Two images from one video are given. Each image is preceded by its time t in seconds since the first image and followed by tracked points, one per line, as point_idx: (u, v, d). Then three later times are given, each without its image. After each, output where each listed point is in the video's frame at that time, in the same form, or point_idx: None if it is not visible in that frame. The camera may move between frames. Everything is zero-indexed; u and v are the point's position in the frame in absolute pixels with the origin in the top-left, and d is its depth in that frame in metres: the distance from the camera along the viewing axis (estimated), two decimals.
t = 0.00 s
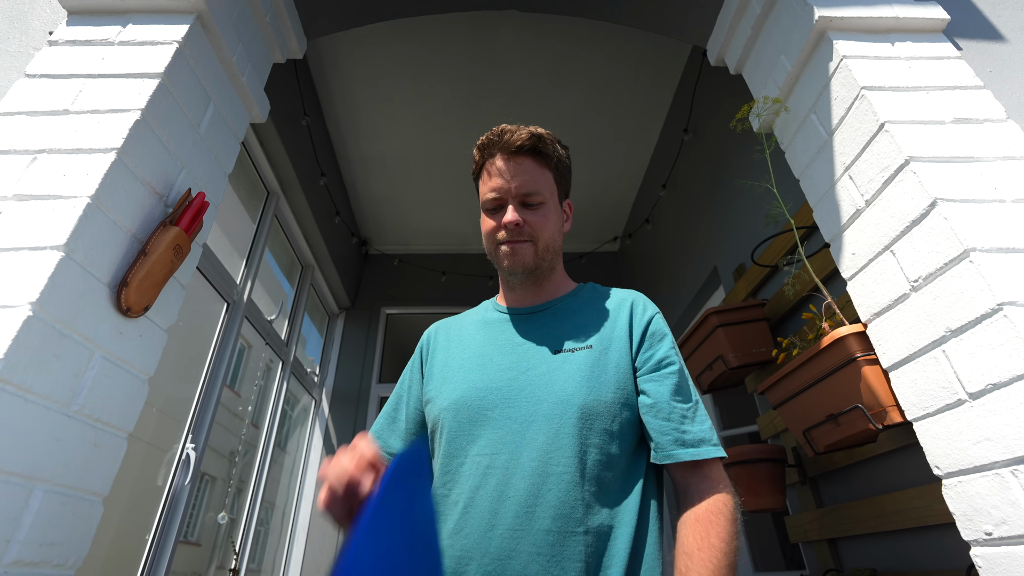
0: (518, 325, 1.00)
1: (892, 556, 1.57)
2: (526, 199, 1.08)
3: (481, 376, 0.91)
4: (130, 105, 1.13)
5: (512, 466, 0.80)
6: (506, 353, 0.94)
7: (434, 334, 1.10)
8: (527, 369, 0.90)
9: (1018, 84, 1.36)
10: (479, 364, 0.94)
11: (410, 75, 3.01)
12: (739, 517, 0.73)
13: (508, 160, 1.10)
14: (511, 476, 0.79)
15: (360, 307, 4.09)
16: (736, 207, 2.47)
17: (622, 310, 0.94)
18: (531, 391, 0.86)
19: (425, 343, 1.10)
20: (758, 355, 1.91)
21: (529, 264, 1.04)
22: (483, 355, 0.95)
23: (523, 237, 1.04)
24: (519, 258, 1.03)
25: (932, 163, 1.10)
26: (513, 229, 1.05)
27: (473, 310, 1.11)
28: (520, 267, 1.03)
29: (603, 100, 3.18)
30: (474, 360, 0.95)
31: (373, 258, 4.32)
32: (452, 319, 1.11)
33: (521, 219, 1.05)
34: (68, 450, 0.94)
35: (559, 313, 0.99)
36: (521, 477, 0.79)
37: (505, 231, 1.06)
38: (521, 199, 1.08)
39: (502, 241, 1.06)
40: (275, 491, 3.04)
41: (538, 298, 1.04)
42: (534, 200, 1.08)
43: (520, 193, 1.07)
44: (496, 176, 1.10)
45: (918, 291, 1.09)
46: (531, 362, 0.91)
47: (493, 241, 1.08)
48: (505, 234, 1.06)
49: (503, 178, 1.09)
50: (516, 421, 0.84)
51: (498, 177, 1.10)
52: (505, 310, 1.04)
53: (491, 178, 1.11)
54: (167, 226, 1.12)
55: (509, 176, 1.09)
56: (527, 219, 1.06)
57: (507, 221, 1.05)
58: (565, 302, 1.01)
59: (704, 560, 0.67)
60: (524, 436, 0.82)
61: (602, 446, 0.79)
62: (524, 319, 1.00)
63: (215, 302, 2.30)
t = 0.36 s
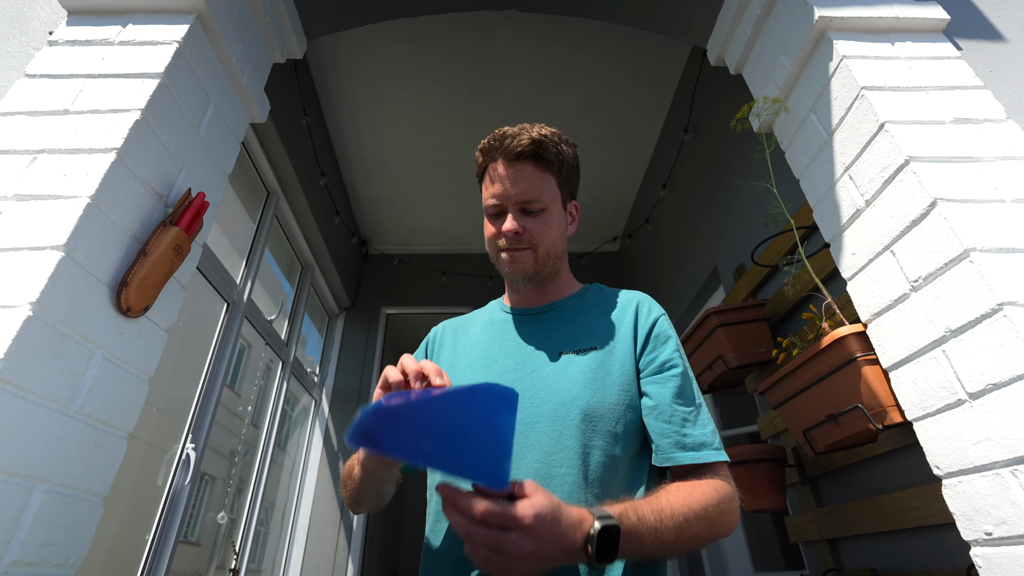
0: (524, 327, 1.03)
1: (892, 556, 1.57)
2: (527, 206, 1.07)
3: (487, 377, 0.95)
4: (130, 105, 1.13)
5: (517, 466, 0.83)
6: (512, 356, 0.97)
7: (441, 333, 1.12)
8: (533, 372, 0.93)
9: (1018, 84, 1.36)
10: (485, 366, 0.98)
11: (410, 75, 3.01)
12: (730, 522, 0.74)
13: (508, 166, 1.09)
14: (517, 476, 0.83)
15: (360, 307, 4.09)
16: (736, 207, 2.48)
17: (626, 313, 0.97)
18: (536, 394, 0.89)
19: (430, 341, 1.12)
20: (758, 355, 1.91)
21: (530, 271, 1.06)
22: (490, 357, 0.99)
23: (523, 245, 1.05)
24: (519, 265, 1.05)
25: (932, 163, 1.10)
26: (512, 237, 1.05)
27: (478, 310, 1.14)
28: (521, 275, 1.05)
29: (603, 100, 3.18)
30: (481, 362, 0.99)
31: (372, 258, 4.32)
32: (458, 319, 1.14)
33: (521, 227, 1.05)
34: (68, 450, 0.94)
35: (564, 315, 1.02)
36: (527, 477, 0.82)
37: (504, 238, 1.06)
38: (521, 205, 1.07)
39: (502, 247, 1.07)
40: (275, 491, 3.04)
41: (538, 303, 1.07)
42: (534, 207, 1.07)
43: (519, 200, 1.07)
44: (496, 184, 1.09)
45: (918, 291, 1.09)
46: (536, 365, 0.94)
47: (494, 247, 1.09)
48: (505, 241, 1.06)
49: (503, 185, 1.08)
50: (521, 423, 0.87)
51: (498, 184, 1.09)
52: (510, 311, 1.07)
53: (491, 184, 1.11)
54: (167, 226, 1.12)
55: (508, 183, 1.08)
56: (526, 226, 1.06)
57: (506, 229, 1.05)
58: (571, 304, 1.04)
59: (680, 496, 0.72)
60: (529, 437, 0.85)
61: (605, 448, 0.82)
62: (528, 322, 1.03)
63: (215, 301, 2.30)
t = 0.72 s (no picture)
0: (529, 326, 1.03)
1: (892, 556, 1.57)
2: (536, 201, 1.08)
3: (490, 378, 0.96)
4: (130, 105, 1.13)
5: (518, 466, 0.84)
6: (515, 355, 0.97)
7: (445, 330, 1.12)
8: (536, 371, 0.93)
9: (1018, 84, 1.36)
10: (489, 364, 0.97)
11: (410, 75, 3.01)
12: (739, 519, 0.76)
13: (516, 163, 1.11)
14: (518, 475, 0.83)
15: (360, 307, 4.09)
16: (736, 207, 2.48)
17: (632, 314, 0.97)
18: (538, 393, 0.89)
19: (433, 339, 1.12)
20: (758, 355, 1.91)
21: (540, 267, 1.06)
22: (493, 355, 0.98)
23: (535, 240, 1.05)
24: (532, 261, 1.05)
25: (932, 163, 1.10)
26: (524, 232, 1.05)
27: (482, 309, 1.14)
28: (532, 271, 1.05)
29: (603, 100, 3.18)
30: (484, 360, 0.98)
31: (372, 258, 4.32)
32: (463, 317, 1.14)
33: (532, 222, 1.05)
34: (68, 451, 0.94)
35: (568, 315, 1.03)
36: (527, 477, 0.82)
37: (515, 234, 1.06)
38: (531, 201, 1.08)
39: (513, 244, 1.06)
40: (275, 491, 3.03)
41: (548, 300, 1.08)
42: (544, 202, 1.08)
43: (529, 196, 1.08)
44: (504, 181, 1.10)
45: (918, 291, 1.09)
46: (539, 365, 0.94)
47: (503, 244, 1.08)
48: (516, 236, 1.06)
49: (512, 182, 1.09)
50: (524, 422, 0.87)
51: (506, 181, 1.10)
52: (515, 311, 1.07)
53: (498, 181, 1.11)
54: (167, 226, 1.12)
55: (517, 180, 1.09)
56: (536, 221, 1.06)
57: (518, 224, 1.05)
58: (576, 301, 1.05)
59: (694, 485, 0.74)
60: (530, 437, 0.86)
61: (607, 450, 0.82)
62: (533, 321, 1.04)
63: (215, 301, 2.30)
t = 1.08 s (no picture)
0: (535, 325, 1.03)
1: (892, 556, 1.57)
2: (552, 195, 1.07)
3: (497, 374, 0.94)
4: (130, 105, 1.13)
5: (526, 465, 0.83)
6: (522, 353, 0.97)
7: (444, 326, 1.10)
8: (544, 370, 0.93)
9: (1018, 84, 1.36)
10: (494, 362, 0.96)
11: (410, 75, 3.01)
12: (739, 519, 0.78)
13: (533, 155, 1.10)
14: (526, 475, 0.82)
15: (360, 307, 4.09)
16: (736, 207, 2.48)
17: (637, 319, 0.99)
18: (547, 392, 0.89)
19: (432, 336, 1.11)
20: (758, 355, 1.91)
21: (553, 264, 1.06)
22: (499, 353, 0.98)
23: (549, 236, 1.04)
24: (546, 259, 1.04)
25: (932, 163, 1.10)
26: (540, 227, 1.04)
27: (482, 306, 1.13)
28: (545, 268, 1.05)
29: (603, 100, 3.18)
30: (489, 357, 0.98)
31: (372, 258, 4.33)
32: (464, 314, 1.13)
33: (548, 217, 1.04)
34: (67, 451, 0.94)
35: (574, 315, 1.03)
36: (538, 477, 0.81)
37: (531, 229, 1.05)
38: (546, 195, 1.07)
39: (527, 239, 1.05)
40: (275, 491, 3.03)
41: (556, 298, 1.08)
42: (559, 197, 1.08)
43: (546, 190, 1.07)
44: (520, 173, 1.09)
45: (918, 291, 1.09)
46: (548, 363, 0.94)
47: (517, 239, 1.05)
48: (531, 232, 1.05)
49: (528, 174, 1.08)
50: (532, 421, 0.87)
51: (523, 173, 1.08)
52: (520, 309, 1.07)
53: (514, 173, 1.10)
54: (167, 226, 1.12)
55: (534, 172, 1.08)
56: (552, 216, 1.06)
57: (534, 218, 1.04)
58: (581, 303, 1.05)
59: (706, 494, 0.75)
60: (538, 436, 0.85)
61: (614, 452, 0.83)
62: (539, 319, 1.04)
63: (215, 301, 2.30)
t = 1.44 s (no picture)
0: (538, 324, 1.03)
1: (892, 556, 1.57)
2: (559, 193, 1.08)
3: (499, 373, 0.94)
4: (130, 105, 1.13)
5: (529, 466, 0.83)
6: (525, 353, 0.97)
7: (446, 325, 1.10)
8: (548, 370, 0.93)
9: (1018, 84, 1.37)
10: (497, 361, 0.96)
11: (410, 75, 3.01)
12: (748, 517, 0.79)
13: (540, 152, 1.10)
14: (530, 475, 0.82)
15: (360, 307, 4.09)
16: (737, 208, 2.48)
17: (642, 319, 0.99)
18: (552, 392, 0.89)
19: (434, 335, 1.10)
20: (758, 355, 1.91)
21: (559, 262, 1.06)
22: (502, 353, 0.98)
23: (555, 233, 1.04)
24: (551, 256, 1.04)
25: (932, 163, 1.10)
26: (546, 223, 1.04)
27: (483, 305, 1.13)
28: (551, 266, 1.05)
29: (603, 100, 3.18)
30: (492, 356, 0.98)
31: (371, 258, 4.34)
32: (465, 312, 1.13)
33: (555, 214, 1.04)
34: (67, 451, 0.94)
35: (577, 314, 1.03)
36: (542, 477, 0.82)
37: (537, 225, 1.05)
38: (553, 193, 1.07)
39: (533, 236, 1.05)
40: (275, 491, 3.03)
41: (561, 296, 1.08)
42: (565, 195, 1.08)
43: (552, 187, 1.07)
44: (527, 170, 1.08)
45: (918, 291, 1.09)
46: (551, 363, 0.94)
47: (523, 236, 1.05)
48: (537, 229, 1.04)
49: (535, 171, 1.08)
50: (536, 421, 0.87)
51: (530, 170, 1.08)
52: (523, 308, 1.07)
53: (520, 170, 1.09)
54: (167, 226, 1.12)
55: (541, 169, 1.08)
56: (558, 214, 1.06)
57: (541, 215, 1.04)
58: (584, 302, 1.05)
59: (723, 498, 0.75)
60: (542, 436, 0.85)
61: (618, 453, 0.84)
62: (542, 319, 1.04)
63: (215, 301, 2.30)
